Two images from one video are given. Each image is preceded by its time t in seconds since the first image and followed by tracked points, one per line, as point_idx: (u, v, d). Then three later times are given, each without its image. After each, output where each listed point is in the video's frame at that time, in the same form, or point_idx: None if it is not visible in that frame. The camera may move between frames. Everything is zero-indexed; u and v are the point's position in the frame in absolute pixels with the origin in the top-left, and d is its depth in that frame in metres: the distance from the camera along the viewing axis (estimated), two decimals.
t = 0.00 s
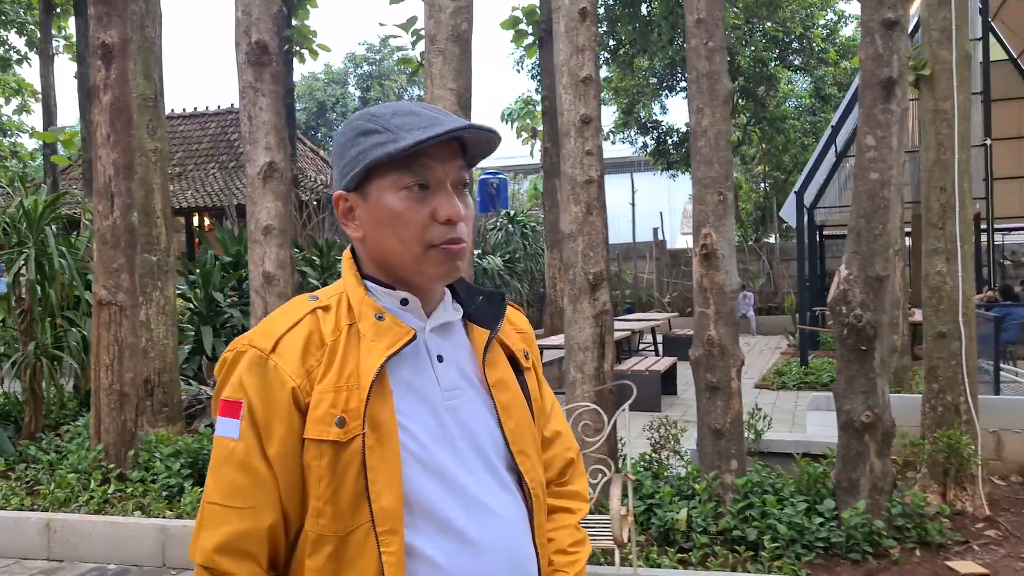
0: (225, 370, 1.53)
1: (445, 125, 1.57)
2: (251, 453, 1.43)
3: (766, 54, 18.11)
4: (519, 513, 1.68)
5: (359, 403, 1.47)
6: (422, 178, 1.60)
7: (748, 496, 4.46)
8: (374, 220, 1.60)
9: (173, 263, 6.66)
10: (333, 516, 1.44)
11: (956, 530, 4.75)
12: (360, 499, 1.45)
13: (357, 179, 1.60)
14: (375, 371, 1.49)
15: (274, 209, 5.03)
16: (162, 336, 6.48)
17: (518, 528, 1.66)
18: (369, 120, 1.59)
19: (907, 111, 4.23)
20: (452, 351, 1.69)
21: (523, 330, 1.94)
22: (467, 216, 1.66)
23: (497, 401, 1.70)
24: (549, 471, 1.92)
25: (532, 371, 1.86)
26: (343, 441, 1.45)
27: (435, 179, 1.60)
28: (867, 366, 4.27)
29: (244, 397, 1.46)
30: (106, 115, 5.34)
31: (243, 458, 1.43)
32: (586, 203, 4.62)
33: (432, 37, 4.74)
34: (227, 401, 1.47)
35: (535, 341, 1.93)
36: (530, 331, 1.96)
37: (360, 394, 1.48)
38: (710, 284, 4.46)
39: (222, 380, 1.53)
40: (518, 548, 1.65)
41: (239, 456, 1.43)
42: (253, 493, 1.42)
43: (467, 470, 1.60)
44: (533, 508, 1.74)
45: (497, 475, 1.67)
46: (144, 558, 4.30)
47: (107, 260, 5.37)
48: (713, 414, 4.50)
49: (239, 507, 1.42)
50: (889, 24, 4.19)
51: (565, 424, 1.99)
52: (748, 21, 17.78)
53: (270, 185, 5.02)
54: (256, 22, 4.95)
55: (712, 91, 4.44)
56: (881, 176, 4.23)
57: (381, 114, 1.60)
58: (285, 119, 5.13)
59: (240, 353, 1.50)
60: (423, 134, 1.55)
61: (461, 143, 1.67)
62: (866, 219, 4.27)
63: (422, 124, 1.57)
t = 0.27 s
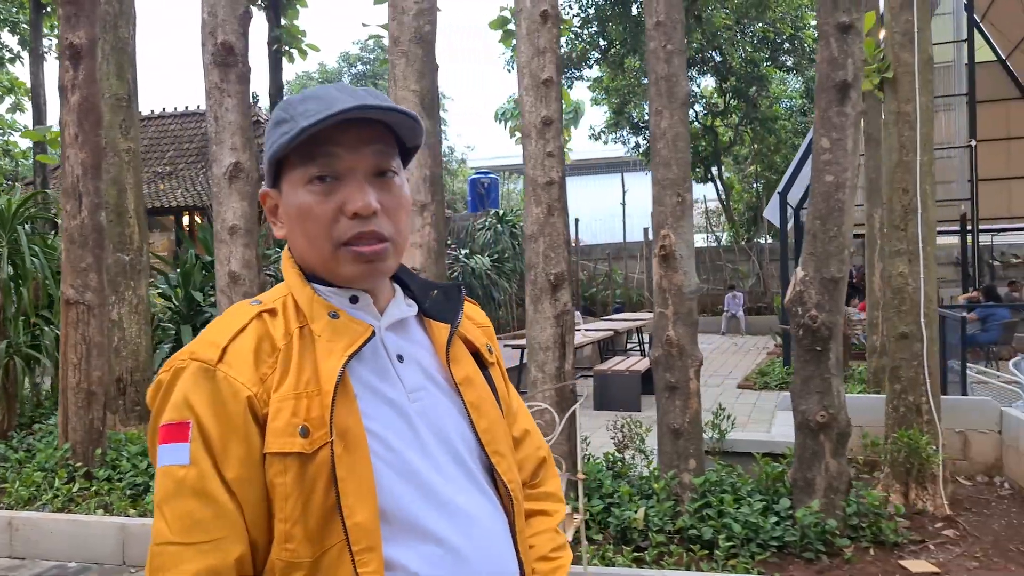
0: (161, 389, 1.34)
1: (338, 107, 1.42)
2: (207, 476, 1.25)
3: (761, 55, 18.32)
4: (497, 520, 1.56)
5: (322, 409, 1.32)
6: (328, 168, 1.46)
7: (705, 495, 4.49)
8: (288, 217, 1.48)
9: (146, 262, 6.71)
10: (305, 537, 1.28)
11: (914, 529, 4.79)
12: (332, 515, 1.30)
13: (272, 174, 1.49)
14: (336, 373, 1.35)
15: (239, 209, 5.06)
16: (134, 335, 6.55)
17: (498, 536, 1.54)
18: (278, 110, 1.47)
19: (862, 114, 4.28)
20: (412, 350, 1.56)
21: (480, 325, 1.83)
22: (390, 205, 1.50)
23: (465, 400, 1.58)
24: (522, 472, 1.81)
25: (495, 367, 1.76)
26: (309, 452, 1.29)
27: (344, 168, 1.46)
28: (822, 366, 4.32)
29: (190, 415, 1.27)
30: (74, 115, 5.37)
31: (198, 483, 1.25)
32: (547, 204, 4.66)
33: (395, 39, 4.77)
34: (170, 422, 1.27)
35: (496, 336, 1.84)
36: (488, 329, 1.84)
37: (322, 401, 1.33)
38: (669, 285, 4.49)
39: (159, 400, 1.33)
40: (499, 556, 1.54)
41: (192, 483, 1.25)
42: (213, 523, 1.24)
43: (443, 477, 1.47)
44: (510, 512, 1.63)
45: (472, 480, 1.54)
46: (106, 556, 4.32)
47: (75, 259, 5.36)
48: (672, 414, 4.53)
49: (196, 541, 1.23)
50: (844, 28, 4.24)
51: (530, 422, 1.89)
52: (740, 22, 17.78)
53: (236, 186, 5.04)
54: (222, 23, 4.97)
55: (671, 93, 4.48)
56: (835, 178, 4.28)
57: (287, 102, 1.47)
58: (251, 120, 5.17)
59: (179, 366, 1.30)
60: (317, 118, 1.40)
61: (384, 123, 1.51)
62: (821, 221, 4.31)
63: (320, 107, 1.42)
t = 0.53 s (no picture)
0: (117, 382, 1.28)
1: (322, 106, 1.40)
2: (165, 477, 1.21)
3: (755, 57, 18.37)
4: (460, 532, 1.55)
5: (284, 414, 1.30)
6: (305, 166, 1.44)
7: (670, 496, 4.52)
8: (260, 214, 1.46)
9: (125, 263, 6.78)
10: (259, 547, 1.26)
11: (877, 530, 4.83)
12: (289, 525, 1.28)
13: (246, 166, 1.47)
14: (301, 377, 1.32)
15: (212, 211, 5.11)
16: (114, 335, 6.60)
17: (461, 549, 1.53)
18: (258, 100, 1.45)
19: (823, 118, 4.32)
20: (381, 355, 1.54)
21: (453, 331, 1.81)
22: (364, 208, 1.49)
23: (434, 408, 1.57)
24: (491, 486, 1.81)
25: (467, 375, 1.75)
26: (269, 458, 1.27)
27: (321, 169, 1.44)
28: (784, 368, 4.36)
29: (151, 412, 1.23)
30: (50, 118, 5.42)
31: (154, 484, 1.20)
32: (515, 207, 4.70)
33: (365, 43, 4.83)
34: (128, 419, 1.22)
35: (471, 343, 1.83)
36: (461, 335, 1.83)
37: (285, 404, 1.30)
38: (634, 287, 4.53)
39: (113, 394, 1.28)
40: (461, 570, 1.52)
41: (148, 483, 1.20)
42: (168, 528, 1.20)
43: (407, 487, 1.45)
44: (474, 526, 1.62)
45: (437, 491, 1.53)
46: (74, 554, 4.35)
47: (50, 260, 5.43)
48: (637, 416, 4.54)
49: (149, 546, 1.19)
50: (806, 34, 4.28)
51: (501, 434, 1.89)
52: (731, 23, 17.80)
53: (209, 188, 5.10)
54: (194, 27, 5.01)
55: (636, 98, 4.52)
56: (797, 182, 4.31)
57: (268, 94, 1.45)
58: (224, 123, 5.22)
59: (137, 362, 1.26)
60: (296, 115, 1.38)
61: (366, 123, 1.49)
62: (783, 224, 4.35)
63: (299, 103, 1.40)
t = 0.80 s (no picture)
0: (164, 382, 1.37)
1: (375, 116, 1.48)
2: (200, 475, 1.28)
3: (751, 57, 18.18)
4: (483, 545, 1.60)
5: (318, 421, 1.35)
6: (357, 175, 1.51)
7: (639, 491, 4.61)
8: (312, 223, 1.52)
9: (114, 264, 6.89)
10: (286, 548, 1.32)
11: (847, 526, 4.88)
12: (316, 529, 1.33)
13: (294, 177, 1.54)
14: (335, 385, 1.38)
15: (193, 213, 5.21)
16: (102, 334, 6.70)
17: (483, 560, 1.57)
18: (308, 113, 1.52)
19: (789, 121, 4.38)
20: (413, 367, 1.60)
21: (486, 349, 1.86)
22: (412, 218, 1.56)
23: (462, 423, 1.63)
24: (516, 504, 1.85)
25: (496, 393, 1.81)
26: (301, 463, 1.32)
27: (372, 176, 1.51)
28: (750, 366, 4.42)
29: (193, 413, 1.31)
30: (36, 121, 5.50)
31: (190, 481, 1.28)
32: (488, 209, 4.78)
33: (342, 48, 4.92)
34: (172, 418, 1.30)
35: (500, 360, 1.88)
36: (493, 353, 1.87)
37: (319, 411, 1.36)
38: (604, 287, 4.60)
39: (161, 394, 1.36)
40: None
41: (185, 479, 1.28)
42: (201, 523, 1.27)
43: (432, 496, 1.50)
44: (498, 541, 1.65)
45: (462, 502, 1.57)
46: (57, 548, 4.42)
47: (36, 260, 5.50)
48: (608, 413, 4.64)
49: (184, 539, 1.26)
50: (772, 37, 4.35)
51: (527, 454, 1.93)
52: (726, 23, 17.78)
53: (190, 190, 5.20)
54: (177, 32, 5.12)
55: (606, 101, 4.61)
56: (763, 183, 4.37)
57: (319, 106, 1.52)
58: (206, 126, 5.31)
59: (184, 364, 1.34)
60: (348, 126, 1.45)
61: (411, 136, 1.56)
62: (750, 225, 4.42)
63: (352, 114, 1.47)
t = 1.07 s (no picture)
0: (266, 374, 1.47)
1: (511, 124, 1.59)
2: (301, 460, 1.38)
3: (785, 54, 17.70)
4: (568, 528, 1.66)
5: (410, 410, 1.43)
6: (487, 177, 1.60)
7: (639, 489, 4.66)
8: (435, 222, 1.58)
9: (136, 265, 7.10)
10: (386, 528, 1.40)
11: (850, 527, 4.87)
12: (414, 510, 1.41)
13: (414, 180, 1.57)
14: (426, 375, 1.46)
15: (208, 215, 5.36)
16: (124, 333, 6.91)
17: (570, 544, 1.63)
18: (425, 120, 1.58)
19: (788, 122, 4.40)
20: (497, 361, 1.68)
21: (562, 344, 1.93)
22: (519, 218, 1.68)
23: (545, 414, 1.70)
24: (599, 492, 1.90)
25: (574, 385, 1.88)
26: (395, 449, 1.41)
27: (498, 180, 1.62)
28: (750, 366, 4.45)
29: (291, 403, 1.40)
30: (58, 127, 5.67)
31: (291, 466, 1.38)
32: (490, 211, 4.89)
33: (349, 53, 5.05)
34: (273, 408, 1.41)
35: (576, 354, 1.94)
36: (569, 347, 1.94)
37: (411, 401, 1.44)
38: (605, 287, 4.66)
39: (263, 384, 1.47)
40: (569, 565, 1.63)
41: (285, 465, 1.38)
42: (304, 505, 1.37)
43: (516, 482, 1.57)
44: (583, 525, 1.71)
45: (544, 489, 1.64)
46: (75, 538, 4.56)
47: (60, 262, 5.67)
48: (609, 412, 4.70)
49: (288, 520, 1.37)
50: (770, 39, 4.37)
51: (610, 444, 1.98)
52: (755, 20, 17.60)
53: (204, 193, 5.35)
54: (191, 40, 5.28)
55: (606, 103, 4.67)
56: (762, 184, 4.39)
57: (439, 115, 1.59)
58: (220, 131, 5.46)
59: (284, 357, 1.45)
60: (490, 133, 1.55)
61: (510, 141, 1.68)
62: (749, 225, 4.44)
63: (487, 122, 1.57)
